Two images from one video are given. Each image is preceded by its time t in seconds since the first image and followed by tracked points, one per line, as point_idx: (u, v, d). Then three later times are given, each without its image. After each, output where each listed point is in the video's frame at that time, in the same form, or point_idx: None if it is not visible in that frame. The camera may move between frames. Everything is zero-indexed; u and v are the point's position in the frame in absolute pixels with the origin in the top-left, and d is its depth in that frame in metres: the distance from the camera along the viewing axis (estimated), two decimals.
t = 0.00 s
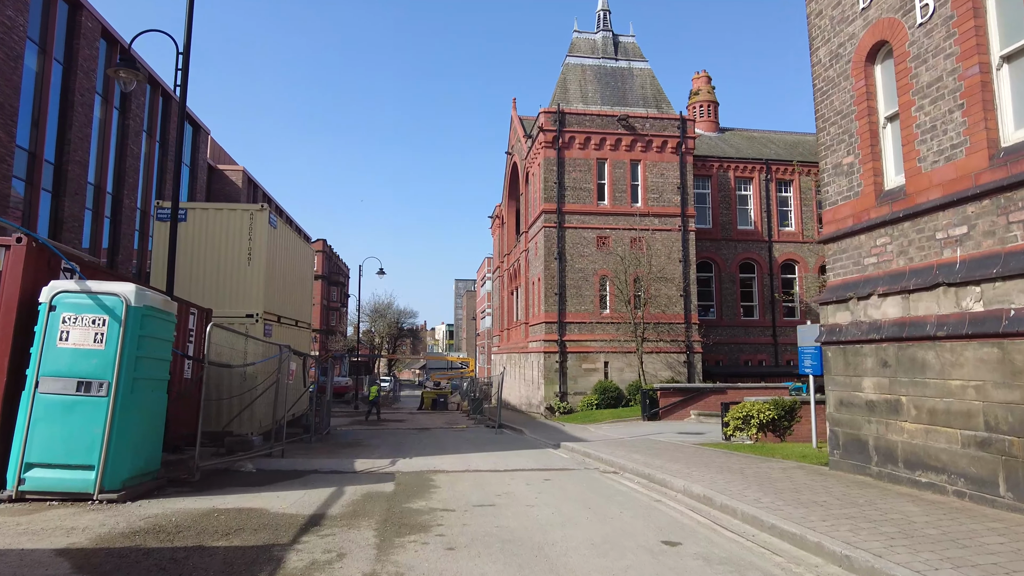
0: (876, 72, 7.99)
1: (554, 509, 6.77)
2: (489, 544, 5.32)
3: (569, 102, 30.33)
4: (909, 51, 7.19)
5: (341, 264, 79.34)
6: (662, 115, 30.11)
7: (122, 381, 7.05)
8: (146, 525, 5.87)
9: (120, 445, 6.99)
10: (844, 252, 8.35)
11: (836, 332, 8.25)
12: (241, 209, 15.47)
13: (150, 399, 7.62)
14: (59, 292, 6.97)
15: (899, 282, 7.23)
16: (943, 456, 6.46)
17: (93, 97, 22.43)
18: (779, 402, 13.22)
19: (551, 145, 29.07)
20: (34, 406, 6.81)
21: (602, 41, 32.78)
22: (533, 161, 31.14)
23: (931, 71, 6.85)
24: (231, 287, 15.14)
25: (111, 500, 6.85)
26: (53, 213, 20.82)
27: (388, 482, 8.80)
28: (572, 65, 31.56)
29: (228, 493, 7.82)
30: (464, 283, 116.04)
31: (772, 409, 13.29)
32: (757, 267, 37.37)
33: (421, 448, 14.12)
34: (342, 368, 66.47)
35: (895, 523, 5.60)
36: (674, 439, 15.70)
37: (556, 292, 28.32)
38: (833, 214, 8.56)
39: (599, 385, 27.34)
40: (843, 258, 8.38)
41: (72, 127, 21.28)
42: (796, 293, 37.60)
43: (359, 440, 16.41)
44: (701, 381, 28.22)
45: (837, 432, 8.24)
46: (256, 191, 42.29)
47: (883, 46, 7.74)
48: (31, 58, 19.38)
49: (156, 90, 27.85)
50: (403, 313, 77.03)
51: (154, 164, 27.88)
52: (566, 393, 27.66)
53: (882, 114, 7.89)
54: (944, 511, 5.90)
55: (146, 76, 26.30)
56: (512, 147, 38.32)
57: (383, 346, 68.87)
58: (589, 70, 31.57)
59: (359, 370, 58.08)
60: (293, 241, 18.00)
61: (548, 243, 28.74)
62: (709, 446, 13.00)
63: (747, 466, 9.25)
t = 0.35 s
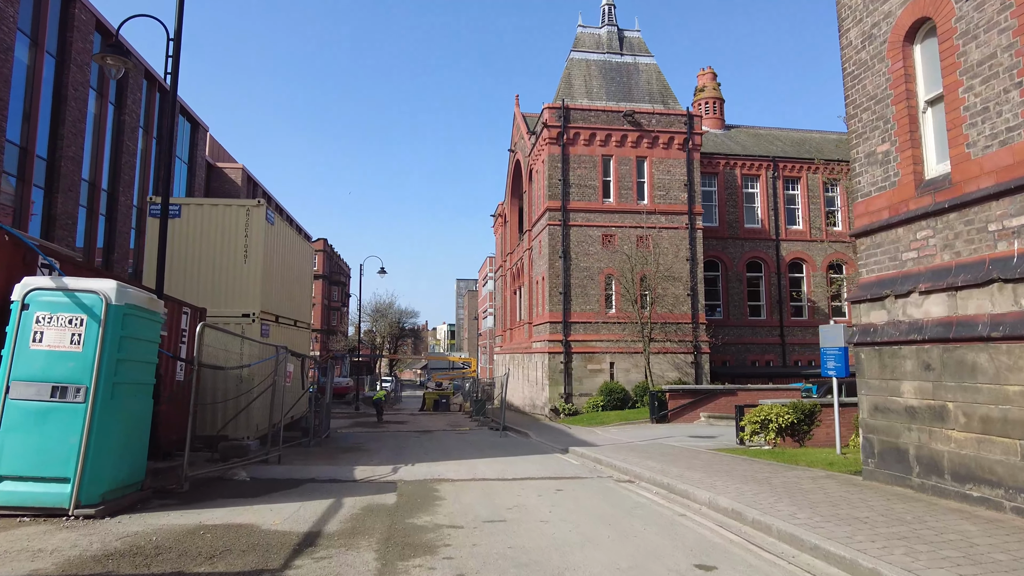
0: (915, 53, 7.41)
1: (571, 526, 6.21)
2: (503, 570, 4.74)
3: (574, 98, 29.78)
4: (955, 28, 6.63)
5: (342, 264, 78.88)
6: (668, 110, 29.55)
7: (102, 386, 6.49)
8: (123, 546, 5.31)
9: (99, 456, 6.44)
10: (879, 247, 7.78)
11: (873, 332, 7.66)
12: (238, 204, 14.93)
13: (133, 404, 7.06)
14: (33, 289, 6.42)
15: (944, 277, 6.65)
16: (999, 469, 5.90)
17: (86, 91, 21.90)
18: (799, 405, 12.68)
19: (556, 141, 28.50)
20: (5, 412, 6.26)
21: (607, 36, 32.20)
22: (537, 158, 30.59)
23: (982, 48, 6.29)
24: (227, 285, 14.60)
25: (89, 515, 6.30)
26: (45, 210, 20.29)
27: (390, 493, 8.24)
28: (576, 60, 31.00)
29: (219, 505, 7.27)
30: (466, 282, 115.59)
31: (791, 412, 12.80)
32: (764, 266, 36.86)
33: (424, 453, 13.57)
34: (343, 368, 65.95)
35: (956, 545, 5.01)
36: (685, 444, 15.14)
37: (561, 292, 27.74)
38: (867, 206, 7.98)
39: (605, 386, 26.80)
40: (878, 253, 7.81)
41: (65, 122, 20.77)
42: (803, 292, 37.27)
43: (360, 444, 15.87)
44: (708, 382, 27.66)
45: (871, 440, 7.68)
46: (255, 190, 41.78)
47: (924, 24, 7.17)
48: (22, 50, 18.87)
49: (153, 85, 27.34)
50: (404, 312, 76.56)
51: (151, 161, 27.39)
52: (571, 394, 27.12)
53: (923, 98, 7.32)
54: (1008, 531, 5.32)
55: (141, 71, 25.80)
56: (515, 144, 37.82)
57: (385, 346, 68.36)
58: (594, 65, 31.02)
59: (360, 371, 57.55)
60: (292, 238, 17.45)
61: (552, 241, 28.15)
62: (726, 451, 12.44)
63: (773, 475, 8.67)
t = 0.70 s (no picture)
0: (960, 32, 6.88)
1: (588, 551, 5.63)
2: None
3: (579, 96, 29.27)
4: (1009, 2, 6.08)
5: (344, 265, 78.53)
6: (675, 109, 29.03)
7: (77, 392, 5.95)
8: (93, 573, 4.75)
9: (72, 469, 5.89)
10: (917, 243, 7.21)
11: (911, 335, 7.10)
12: (234, 202, 14.39)
13: (111, 412, 6.52)
14: None
15: (996, 275, 6.09)
16: None
17: (81, 87, 21.43)
18: (818, 410, 12.11)
19: (560, 140, 27.97)
20: None
21: (612, 33, 31.69)
22: (541, 157, 30.07)
23: None
24: (222, 286, 14.09)
25: (58, 535, 5.75)
26: (38, 208, 19.81)
27: (390, 508, 7.68)
28: (581, 58, 30.50)
29: (205, 522, 6.72)
30: (468, 284, 115.69)
31: (810, 418, 12.13)
32: (772, 267, 36.32)
33: (427, 460, 13.00)
34: (344, 371, 65.47)
35: None
36: (697, 451, 14.55)
37: (565, 293, 27.18)
38: (903, 199, 7.44)
39: (610, 389, 26.26)
40: (915, 249, 7.25)
41: (59, 118, 20.30)
42: (811, 294, 36.77)
43: (360, 450, 15.31)
44: (716, 386, 27.09)
45: (909, 450, 7.09)
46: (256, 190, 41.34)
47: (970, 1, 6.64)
48: (14, 44, 18.42)
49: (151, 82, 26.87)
50: (406, 315, 76.20)
51: (149, 160, 26.88)
52: (576, 398, 26.56)
53: (969, 81, 6.76)
54: None
55: (138, 68, 25.38)
56: (519, 144, 37.35)
57: (387, 348, 67.95)
58: (599, 62, 30.51)
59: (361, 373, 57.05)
60: (290, 237, 16.93)
61: (557, 242, 27.57)
62: (742, 459, 11.87)
63: (800, 488, 8.08)
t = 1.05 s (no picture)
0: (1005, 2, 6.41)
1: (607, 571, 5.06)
2: None
3: (581, 94, 28.80)
4: None
5: (344, 269, 78.04)
6: (679, 107, 28.52)
7: (40, 395, 5.38)
8: None
9: (33, 481, 5.30)
10: (957, 232, 6.76)
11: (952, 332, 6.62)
12: (226, 198, 13.86)
13: (79, 419, 5.95)
14: None
15: None
16: None
17: (72, 84, 20.94)
18: (837, 414, 11.50)
19: (562, 139, 27.47)
20: None
21: (614, 31, 31.22)
22: (542, 156, 29.57)
23: None
24: (213, 287, 13.55)
25: (17, 555, 5.15)
26: (27, 207, 19.28)
27: (387, 521, 7.10)
28: (583, 56, 30.02)
29: (183, 538, 6.14)
30: (468, 288, 115.31)
31: (829, 422, 11.54)
32: (776, 269, 35.79)
33: (427, 467, 12.42)
34: (343, 376, 64.88)
35: None
36: (708, 457, 13.97)
37: (568, 295, 26.62)
38: (942, 185, 6.98)
39: (615, 393, 25.69)
40: (954, 239, 6.78)
41: (49, 115, 19.81)
42: (817, 296, 36.19)
43: (356, 457, 14.74)
44: (722, 390, 26.52)
45: (951, 458, 6.53)
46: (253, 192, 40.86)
47: None
48: (2, 38, 17.93)
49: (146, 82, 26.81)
50: (406, 319, 75.71)
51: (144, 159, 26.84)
52: (579, 402, 25.98)
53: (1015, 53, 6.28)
54: None
55: (131, 65, 24.92)
56: (519, 145, 36.90)
57: (386, 352, 67.42)
58: (601, 61, 30.05)
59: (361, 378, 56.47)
60: (285, 236, 16.42)
61: (559, 243, 27.03)
62: (757, 466, 11.30)
63: (829, 498, 7.50)
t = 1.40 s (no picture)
0: None
1: None
2: None
3: (587, 92, 28.29)
4: None
5: (344, 270, 77.50)
6: (686, 105, 27.98)
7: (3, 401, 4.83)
8: None
9: None
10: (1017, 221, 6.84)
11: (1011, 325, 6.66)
12: (223, 193, 13.28)
13: (52, 425, 5.40)
14: None
15: None
16: None
17: (67, 79, 20.45)
18: (863, 419, 10.89)
19: (567, 136, 26.94)
20: None
21: (620, 28, 30.70)
22: (547, 155, 29.04)
23: None
24: (209, 286, 13.02)
25: None
26: (19, 203, 18.75)
27: (392, 537, 6.56)
28: (589, 52, 29.50)
29: (167, 558, 5.56)
30: (469, 289, 115.16)
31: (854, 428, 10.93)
32: (784, 270, 35.24)
33: (431, 474, 11.89)
34: (344, 378, 64.36)
35: None
36: (724, 464, 13.45)
37: (573, 296, 26.06)
38: (998, 171, 7.12)
39: (622, 396, 25.15)
40: (1012, 231, 6.88)
41: (43, 109, 19.31)
42: (825, 297, 35.62)
43: (358, 462, 14.22)
44: (731, 393, 25.96)
45: (1010, 471, 6.46)
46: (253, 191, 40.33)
47: None
48: None
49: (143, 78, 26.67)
50: (407, 320, 75.17)
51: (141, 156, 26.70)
52: (585, 406, 25.45)
53: None
54: None
55: (128, 61, 24.45)
56: (523, 144, 36.37)
57: (388, 354, 66.95)
58: (607, 58, 29.54)
59: (361, 380, 55.91)
60: (284, 233, 15.86)
61: (564, 242, 26.48)
62: (778, 473, 10.78)
63: (867, 510, 6.98)
